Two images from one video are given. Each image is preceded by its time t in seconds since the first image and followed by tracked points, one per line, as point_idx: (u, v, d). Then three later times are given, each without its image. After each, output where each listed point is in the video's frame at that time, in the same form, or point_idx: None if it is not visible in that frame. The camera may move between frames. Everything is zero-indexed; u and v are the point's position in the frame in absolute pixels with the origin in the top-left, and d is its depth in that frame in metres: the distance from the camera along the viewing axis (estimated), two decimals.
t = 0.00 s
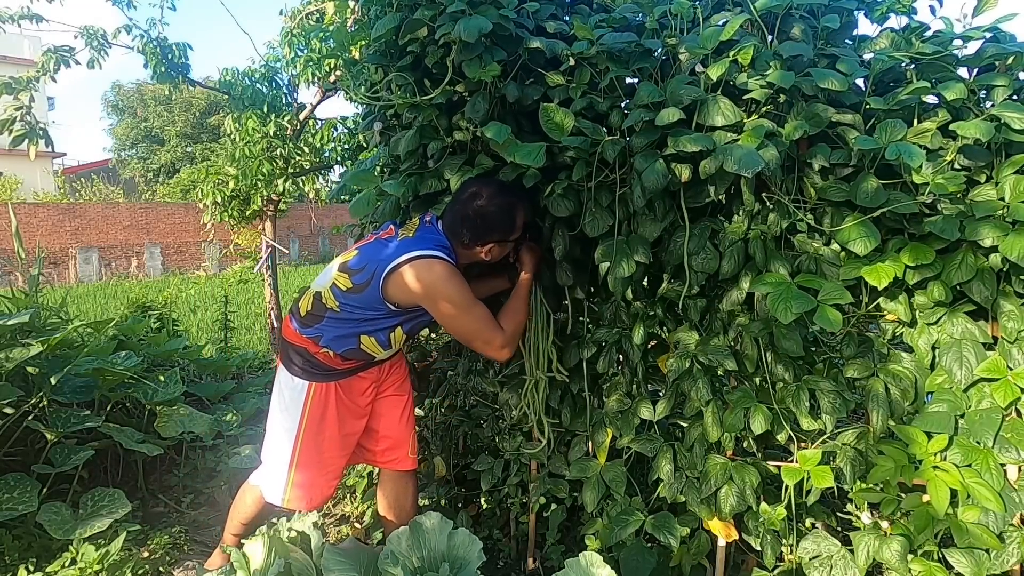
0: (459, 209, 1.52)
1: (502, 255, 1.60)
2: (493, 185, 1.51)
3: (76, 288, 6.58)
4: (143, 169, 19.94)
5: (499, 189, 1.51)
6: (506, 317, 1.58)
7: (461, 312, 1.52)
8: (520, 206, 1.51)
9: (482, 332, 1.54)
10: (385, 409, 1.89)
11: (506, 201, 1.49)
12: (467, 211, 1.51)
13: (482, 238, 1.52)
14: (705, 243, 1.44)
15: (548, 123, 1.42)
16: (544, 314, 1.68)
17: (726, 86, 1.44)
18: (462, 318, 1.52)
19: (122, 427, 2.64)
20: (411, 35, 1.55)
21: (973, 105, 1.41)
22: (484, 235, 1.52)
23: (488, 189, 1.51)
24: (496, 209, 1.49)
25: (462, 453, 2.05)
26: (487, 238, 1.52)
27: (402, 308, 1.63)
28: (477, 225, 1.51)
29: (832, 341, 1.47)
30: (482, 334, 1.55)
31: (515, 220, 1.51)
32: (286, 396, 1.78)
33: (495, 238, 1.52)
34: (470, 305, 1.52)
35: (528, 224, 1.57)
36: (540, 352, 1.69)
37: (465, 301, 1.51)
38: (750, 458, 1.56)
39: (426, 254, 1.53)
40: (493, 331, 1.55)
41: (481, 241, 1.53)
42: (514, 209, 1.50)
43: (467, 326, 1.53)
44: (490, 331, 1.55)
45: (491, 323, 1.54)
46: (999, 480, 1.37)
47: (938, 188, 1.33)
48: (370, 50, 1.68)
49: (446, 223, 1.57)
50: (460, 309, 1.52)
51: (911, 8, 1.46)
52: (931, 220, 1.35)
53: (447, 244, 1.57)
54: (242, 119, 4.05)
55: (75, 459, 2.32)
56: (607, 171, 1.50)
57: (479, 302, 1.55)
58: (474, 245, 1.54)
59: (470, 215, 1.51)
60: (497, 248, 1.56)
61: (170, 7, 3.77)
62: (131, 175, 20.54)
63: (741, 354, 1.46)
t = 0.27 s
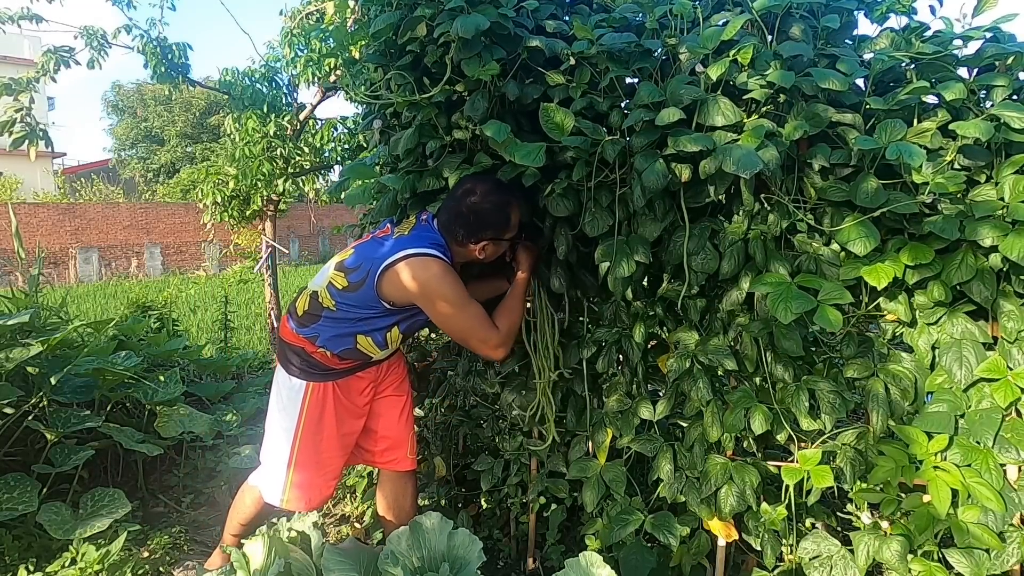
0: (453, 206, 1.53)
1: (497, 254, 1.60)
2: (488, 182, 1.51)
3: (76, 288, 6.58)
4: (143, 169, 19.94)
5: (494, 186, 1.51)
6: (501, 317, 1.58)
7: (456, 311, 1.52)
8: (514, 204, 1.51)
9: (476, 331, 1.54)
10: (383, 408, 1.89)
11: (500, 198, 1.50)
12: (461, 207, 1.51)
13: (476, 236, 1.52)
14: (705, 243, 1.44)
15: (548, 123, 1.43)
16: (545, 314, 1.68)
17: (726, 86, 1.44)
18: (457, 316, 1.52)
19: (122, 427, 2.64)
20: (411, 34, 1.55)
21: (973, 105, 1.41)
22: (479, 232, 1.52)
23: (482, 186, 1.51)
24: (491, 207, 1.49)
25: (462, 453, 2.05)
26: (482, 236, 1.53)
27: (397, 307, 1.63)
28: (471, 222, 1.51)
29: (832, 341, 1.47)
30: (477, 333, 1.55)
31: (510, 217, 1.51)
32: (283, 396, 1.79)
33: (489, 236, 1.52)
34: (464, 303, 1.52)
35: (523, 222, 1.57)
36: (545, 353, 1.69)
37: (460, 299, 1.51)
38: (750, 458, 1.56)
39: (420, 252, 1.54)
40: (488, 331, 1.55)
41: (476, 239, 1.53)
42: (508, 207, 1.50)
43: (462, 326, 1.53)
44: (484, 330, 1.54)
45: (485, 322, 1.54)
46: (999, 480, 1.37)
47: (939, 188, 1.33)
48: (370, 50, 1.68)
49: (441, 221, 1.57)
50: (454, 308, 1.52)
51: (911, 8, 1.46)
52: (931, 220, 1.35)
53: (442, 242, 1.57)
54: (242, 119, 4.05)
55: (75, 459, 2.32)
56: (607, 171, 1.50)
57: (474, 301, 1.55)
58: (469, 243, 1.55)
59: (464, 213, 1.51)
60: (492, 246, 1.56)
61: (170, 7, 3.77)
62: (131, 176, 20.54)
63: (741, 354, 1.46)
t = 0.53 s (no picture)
0: (451, 206, 1.53)
1: (495, 254, 1.59)
2: (487, 182, 1.51)
3: (76, 288, 6.58)
4: (143, 169, 19.95)
5: (492, 186, 1.51)
6: (499, 317, 1.58)
7: (454, 311, 1.52)
8: (513, 205, 1.51)
9: (474, 331, 1.54)
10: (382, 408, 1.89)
11: (499, 199, 1.50)
12: (460, 207, 1.52)
13: (475, 236, 1.52)
14: (705, 243, 1.44)
15: (548, 123, 1.42)
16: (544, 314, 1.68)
17: (726, 86, 1.44)
18: (456, 316, 1.52)
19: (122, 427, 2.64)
20: (411, 34, 1.55)
21: (973, 106, 1.41)
22: (477, 231, 1.52)
23: (481, 186, 1.51)
24: (489, 207, 1.49)
25: (462, 453, 2.05)
26: (480, 236, 1.52)
27: (396, 307, 1.63)
28: (469, 222, 1.51)
29: (832, 341, 1.47)
30: (476, 333, 1.55)
31: (508, 218, 1.51)
32: (283, 396, 1.79)
33: (488, 236, 1.52)
34: (462, 303, 1.52)
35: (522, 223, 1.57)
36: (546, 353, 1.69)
37: (458, 299, 1.51)
38: (751, 458, 1.56)
39: (419, 252, 1.54)
40: (486, 331, 1.55)
41: (474, 239, 1.53)
42: (506, 207, 1.50)
43: (460, 325, 1.53)
44: (483, 330, 1.54)
45: (483, 322, 1.54)
46: (999, 480, 1.37)
47: (939, 188, 1.33)
48: (370, 50, 1.68)
49: (439, 222, 1.57)
50: (453, 308, 1.52)
51: (911, 8, 1.46)
52: (931, 220, 1.35)
53: (439, 242, 1.58)
54: (242, 119, 4.05)
55: (75, 459, 2.32)
56: (608, 171, 1.50)
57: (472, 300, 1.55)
58: (467, 243, 1.54)
59: (462, 213, 1.51)
60: (491, 247, 1.56)
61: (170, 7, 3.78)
62: (131, 176, 20.54)
63: (741, 354, 1.46)
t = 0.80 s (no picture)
0: (452, 207, 1.53)
1: (495, 256, 1.60)
2: (487, 184, 1.51)
3: (76, 288, 6.58)
4: (143, 169, 19.95)
5: (492, 188, 1.51)
6: (499, 318, 1.58)
7: (454, 310, 1.52)
8: (513, 206, 1.51)
9: (473, 331, 1.54)
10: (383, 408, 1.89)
11: (499, 200, 1.50)
12: (460, 208, 1.51)
13: (475, 237, 1.52)
14: (705, 244, 1.44)
15: (548, 123, 1.42)
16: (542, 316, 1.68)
17: (726, 86, 1.44)
18: (455, 316, 1.52)
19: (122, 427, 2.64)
20: (411, 34, 1.55)
21: (973, 106, 1.41)
22: (477, 232, 1.52)
23: (481, 187, 1.51)
24: (490, 208, 1.49)
25: (462, 453, 2.05)
26: (480, 237, 1.52)
27: (395, 307, 1.63)
28: (470, 223, 1.51)
29: (832, 341, 1.47)
30: (475, 333, 1.55)
31: (508, 220, 1.51)
32: (283, 396, 1.79)
33: (488, 237, 1.52)
34: (462, 304, 1.52)
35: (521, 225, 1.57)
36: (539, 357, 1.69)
37: (457, 299, 1.51)
38: (751, 458, 1.56)
39: (418, 252, 1.54)
40: (485, 331, 1.55)
41: (475, 239, 1.53)
42: (506, 208, 1.50)
43: (460, 325, 1.53)
44: (482, 329, 1.54)
45: (483, 322, 1.54)
46: (999, 479, 1.37)
47: (939, 188, 1.33)
48: (370, 50, 1.68)
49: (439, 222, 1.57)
50: (452, 308, 1.52)
51: (911, 8, 1.46)
52: (931, 220, 1.35)
53: (439, 243, 1.58)
54: (242, 119, 4.05)
55: (75, 459, 2.32)
56: (608, 171, 1.50)
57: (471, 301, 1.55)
58: (467, 243, 1.54)
59: (462, 213, 1.51)
60: (490, 248, 1.56)
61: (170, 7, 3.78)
62: (131, 176, 20.54)
63: (741, 354, 1.46)
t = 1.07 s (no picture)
0: (450, 210, 1.52)
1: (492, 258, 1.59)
2: (485, 187, 1.51)
3: (75, 288, 6.59)
4: (143, 169, 19.96)
5: (491, 191, 1.51)
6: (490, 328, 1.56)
7: (442, 315, 1.51)
8: (509, 209, 1.52)
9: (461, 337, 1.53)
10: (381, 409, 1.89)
11: (497, 204, 1.50)
12: (458, 211, 1.51)
13: (472, 239, 1.52)
14: (705, 243, 1.44)
15: (548, 123, 1.42)
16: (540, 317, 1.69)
17: (727, 86, 1.44)
18: (444, 320, 1.52)
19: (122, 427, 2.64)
20: (412, 34, 1.55)
21: (973, 106, 1.41)
22: (475, 235, 1.52)
23: (479, 189, 1.51)
24: (487, 211, 1.49)
25: (462, 453, 2.06)
26: (478, 240, 1.52)
27: (388, 309, 1.63)
28: (468, 226, 1.51)
29: (832, 341, 1.47)
30: (463, 340, 1.54)
31: (505, 223, 1.52)
32: (281, 396, 1.79)
33: (484, 240, 1.52)
34: (451, 308, 1.52)
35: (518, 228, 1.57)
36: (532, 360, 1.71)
37: (446, 303, 1.51)
38: (750, 458, 1.56)
39: (413, 254, 1.54)
40: (474, 338, 1.54)
41: (471, 242, 1.53)
42: (503, 211, 1.50)
43: (447, 329, 1.52)
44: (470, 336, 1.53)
45: (471, 329, 1.53)
46: (999, 479, 1.37)
47: (939, 189, 1.33)
48: (370, 50, 1.68)
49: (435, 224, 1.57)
50: (441, 311, 1.51)
51: (911, 8, 1.46)
52: (931, 220, 1.35)
53: (434, 246, 1.58)
54: (242, 119, 4.05)
55: (75, 459, 2.32)
56: (608, 171, 1.50)
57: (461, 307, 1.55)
58: (462, 245, 1.54)
59: (460, 216, 1.51)
60: (487, 251, 1.56)
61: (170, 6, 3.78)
62: (131, 176, 20.54)
63: (741, 354, 1.46)
